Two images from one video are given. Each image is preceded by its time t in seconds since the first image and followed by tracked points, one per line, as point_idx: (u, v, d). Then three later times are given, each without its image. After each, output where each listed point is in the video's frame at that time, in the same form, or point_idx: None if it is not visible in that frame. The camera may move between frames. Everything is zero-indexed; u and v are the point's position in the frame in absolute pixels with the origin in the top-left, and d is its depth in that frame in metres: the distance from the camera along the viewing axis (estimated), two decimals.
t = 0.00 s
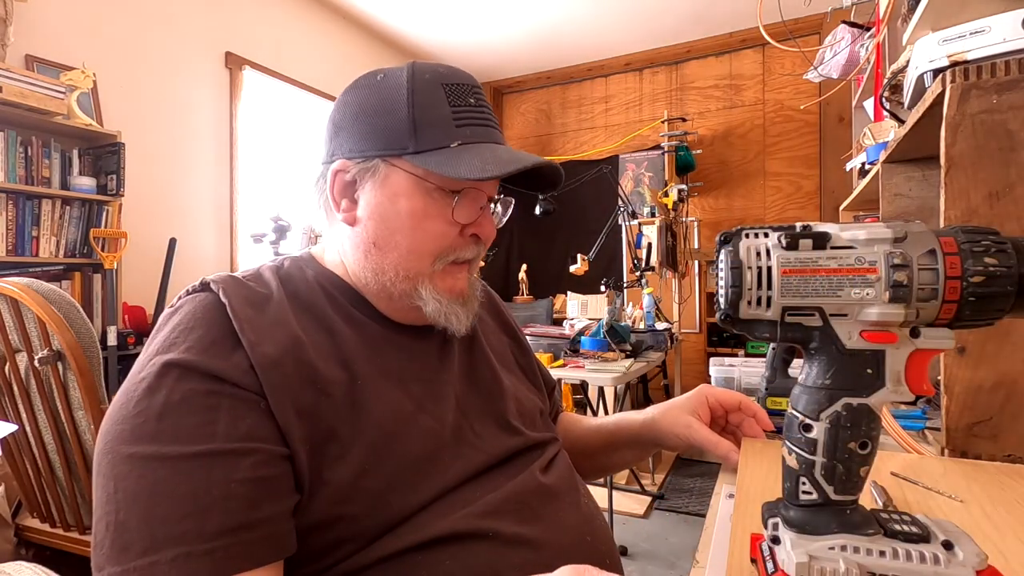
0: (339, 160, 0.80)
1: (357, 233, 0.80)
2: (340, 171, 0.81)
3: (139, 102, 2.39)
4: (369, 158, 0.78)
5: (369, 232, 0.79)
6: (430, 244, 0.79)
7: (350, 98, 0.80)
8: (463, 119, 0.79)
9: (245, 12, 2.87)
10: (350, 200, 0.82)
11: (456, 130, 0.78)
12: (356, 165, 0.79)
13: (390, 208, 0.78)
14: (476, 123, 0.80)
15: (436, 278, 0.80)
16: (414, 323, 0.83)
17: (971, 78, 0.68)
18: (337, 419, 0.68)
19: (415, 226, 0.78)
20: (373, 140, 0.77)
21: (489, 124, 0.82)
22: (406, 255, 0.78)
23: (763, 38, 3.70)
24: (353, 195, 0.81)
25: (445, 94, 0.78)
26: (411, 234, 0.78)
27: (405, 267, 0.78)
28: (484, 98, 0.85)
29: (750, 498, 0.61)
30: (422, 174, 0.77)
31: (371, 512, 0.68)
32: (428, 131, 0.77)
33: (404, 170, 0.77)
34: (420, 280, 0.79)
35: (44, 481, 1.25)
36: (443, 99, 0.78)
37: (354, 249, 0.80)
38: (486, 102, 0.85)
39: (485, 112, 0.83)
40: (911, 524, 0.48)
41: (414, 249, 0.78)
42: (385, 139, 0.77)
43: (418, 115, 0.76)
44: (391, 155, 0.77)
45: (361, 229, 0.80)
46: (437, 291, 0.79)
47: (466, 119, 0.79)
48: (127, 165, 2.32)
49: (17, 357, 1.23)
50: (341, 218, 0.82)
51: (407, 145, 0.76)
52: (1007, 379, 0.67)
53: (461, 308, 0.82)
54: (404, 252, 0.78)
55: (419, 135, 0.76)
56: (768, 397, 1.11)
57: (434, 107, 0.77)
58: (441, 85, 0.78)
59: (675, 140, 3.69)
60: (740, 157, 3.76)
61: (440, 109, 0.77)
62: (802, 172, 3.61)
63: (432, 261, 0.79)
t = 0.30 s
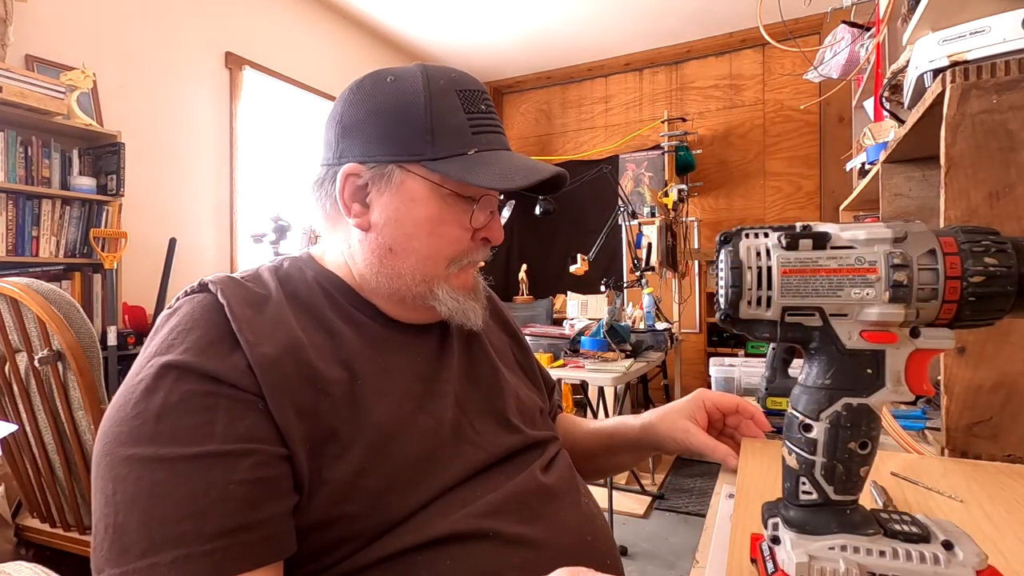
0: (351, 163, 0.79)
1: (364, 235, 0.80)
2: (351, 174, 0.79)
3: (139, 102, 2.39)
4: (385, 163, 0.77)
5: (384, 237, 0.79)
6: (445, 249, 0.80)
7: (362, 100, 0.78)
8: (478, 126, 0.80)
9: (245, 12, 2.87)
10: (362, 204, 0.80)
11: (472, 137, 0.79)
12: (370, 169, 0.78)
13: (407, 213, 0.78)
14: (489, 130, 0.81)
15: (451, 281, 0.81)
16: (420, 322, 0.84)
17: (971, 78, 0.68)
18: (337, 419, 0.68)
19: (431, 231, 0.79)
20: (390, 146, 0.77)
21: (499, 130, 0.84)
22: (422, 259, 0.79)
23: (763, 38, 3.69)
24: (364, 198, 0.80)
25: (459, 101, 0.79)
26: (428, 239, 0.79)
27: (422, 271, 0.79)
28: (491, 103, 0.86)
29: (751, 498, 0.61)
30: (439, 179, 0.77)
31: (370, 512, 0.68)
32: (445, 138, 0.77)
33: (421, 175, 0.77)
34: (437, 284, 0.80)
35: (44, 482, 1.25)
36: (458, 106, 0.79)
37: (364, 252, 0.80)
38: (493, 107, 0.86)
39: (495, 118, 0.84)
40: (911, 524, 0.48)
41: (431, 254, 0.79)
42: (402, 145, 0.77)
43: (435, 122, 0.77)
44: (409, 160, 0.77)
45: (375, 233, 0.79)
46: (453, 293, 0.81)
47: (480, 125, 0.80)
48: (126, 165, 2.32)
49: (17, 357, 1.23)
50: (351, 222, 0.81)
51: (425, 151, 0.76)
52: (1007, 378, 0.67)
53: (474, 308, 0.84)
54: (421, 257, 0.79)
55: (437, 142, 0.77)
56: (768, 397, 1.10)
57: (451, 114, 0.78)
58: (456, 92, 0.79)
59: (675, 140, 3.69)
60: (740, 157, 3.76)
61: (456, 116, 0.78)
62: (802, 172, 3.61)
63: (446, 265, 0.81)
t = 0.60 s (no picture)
0: (352, 162, 0.79)
1: (366, 234, 0.80)
2: (353, 173, 0.79)
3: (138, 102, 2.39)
4: (387, 162, 0.77)
5: (387, 236, 0.79)
6: (449, 248, 0.80)
7: (364, 99, 0.78)
8: (480, 125, 0.80)
9: (244, 12, 2.87)
10: (364, 203, 0.80)
11: (475, 137, 0.79)
12: (371, 169, 0.78)
13: (409, 212, 0.78)
14: (490, 130, 0.81)
15: (452, 279, 0.82)
16: (421, 321, 0.84)
17: (971, 78, 0.68)
18: (337, 418, 0.68)
19: (433, 230, 0.79)
20: (392, 145, 0.77)
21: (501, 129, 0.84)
22: (425, 258, 0.79)
23: (763, 38, 3.69)
24: (366, 197, 0.80)
25: (462, 101, 0.79)
26: (430, 238, 0.79)
27: (424, 270, 0.79)
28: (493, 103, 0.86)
29: (751, 498, 0.61)
30: (442, 178, 0.77)
31: (370, 512, 0.68)
32: (448, 137, 0.77)
33: (423, 175, 0.77)
34: (438, 282, 0.80)
35: (44, 482, 1.25)
36: (460, 106, 0.79)
37: (366, 252, 0.80)
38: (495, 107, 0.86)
39: (496, 118, 0.84)
40: (911, 525, 0.48)
41: (432, 253, 0.79)
42: (404, 145, 0.77)
43: (438, 123, 0.77)
44: (410, 159, 0.77)
45: (378, 233, 0.80)
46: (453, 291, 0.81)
47: (482, 125, 0.80)
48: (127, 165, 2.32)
49: (17, 357, 1.23)
50: (354, 221, 0.81)
51: (427, 150, 0.76)
52: (1006, 379, 0.67)
53: (473, 305, 0.85)
54: (423, 256, 0.79)
55: (439, 141, 0.77)
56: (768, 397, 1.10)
57: (453, 114, 0.78)
58: (458, 92, 0.79)
59: (675, 139, 3.70)
60: (740, 157, 3.76)
61: (459, 116, 0.78)
62: (802, 172, 3.61)
63: (448, 263, 0.81)
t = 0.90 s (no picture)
0: (329, 160, 0.82)
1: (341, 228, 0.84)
2: (331, 170, 0.83)
3: (138, 102, 2.38)
4: (354, 156, 0.79)
5: (360, 229, 0.80)
6: (419, 239, 0.79)
7: (339, 99, 0.81)
8: (447, 113, 0.78)
9: (244, 12, 2.87)
10: (343, 199, 0.83)
11: (441, 126, 0.78)
12: (344, 164, 0.81)
13: (378, 205, 0.79)
14: (462, 118, 0.80)
15: (427, 271, 0.80)
16: (411, 318, 0.83)
17: (971, 78, 0.68)
18: (337, 418, 0.68)
19: (401, 221, 0.78)
20: (356, 140, 0.79)
21: (475, 117, 0.82)
22: (395, 249, 0.78)
23: (763, 38, 3.69)
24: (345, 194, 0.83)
25: (429, 90, 0.78)
26: (397, 229, 0.78)
27: (394, 262, 0.78)
28: (474, 93, 0.84)
29: (752, 498, 0.61)
30: (406, 169, 0.77)
31: (370, 512, 0.68)
32: (410, 126, 0.77)
33: (389, 166, 0.78)
34: (411, 274, 0.79)
35: (44, 481, 1.25)
36: (426, 95, 0.78)
37: (347, 248, 0.81)
38: (476, 97, 0.84)
39: (473, 108, 0.82)
40: (911, 526, 0.48)
41: (402, 244, 0.78)
42: (369, 138, 0.78)
43: (400, 113, 0.77)
44: (375, 152, 0.78)
45: (353, 226, 0.81)
46: (429, 283, 0.79)
47: (452, 114, 0.79)
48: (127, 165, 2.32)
49: (17, 357, 1.23)
50: (334, 217, 0.85)
51: (389, 141, 0.77)
52: (1006, 378, 0.67)
53: (453, 299, 0.81)
54: (393, 247, 0.78)
55: (401, 131, 0.77)
56: (768, 397, 1.10)
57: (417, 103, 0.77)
58: (424, 81, 0.78)
59: (674, 139, 3.70)
60: (739, 157, 3.76)
61: (423, 105, 0.77)
62: (802, 172, 3.61)
63: (422, 256, 0.79)
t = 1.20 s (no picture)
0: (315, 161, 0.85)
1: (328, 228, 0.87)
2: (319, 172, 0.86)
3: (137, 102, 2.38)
4: (334, 155, 0.81)
5: (343, 227, 0.81)
6: (398, 234, 0.78)
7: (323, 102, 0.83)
8: (418, 103, 0.77)
9: (244, 12, 2.87)
10: (330, 198, 0.86)
11: (413, 117, 0.77)
12: (327, 164, 0.83)
13: (357, 203, 0.79)
14: (435, 108, 0.78)
15: (409, 267, 0.79)
16: (406, 317, 0.83)
17: (971, 78, 0.68)
18: (335, 419, 0.68)
19: (379, 217, 0.78)
20: (335, 139, 0.80)
21: (452, 106, 0.80)
22: (375, 246, 0.78)
23: (763, 38, 3.69)
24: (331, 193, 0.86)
25: (402, 82, 0.77)
26: (376, 226, 0.78)
27: (376, 259, 0.77)
28: (451, 80, 0.82)
29: (751, 498, 0.61)
30: (382, 164, 0.78)
31: (368, 513, 0.68)
32: (382, 120, 0.77)
33: (366, 163, 0.79)
34: (393, 271, 0.78)
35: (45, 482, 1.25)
36: (398, 87, 0.77)
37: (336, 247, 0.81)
38: (453, 85, 0.82)
39: (449, 96, 0.81)
40: (911, 526, 0.48)
41: (382, 240, 0.78)
42: (347, 135, 0.79)
43: (372, 108, 0.77)
44: (352, 150, 0.79)
45: (337, 224, 0.82)
46: (411, 279, 0.78)
47: (424, 104, 0.78)
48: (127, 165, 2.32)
49: (17, 357, 1.23)
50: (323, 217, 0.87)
51: (365, 138, 0.77)
52: (1006, 378, 0.67)
53: (438, 295, 0.79)
54: (374, 244, 0.78)
55: (374, 127, 0.77)
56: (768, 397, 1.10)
57: (389, 96, 0.77)
58: (395, 73, 0.77)
59: (675, 139, 3.70)
60: (739, 157, 3.76)
61: (394, 97, 0.77)
62: (802, 172, 3.61)
63: (403, 252, 0.78)
